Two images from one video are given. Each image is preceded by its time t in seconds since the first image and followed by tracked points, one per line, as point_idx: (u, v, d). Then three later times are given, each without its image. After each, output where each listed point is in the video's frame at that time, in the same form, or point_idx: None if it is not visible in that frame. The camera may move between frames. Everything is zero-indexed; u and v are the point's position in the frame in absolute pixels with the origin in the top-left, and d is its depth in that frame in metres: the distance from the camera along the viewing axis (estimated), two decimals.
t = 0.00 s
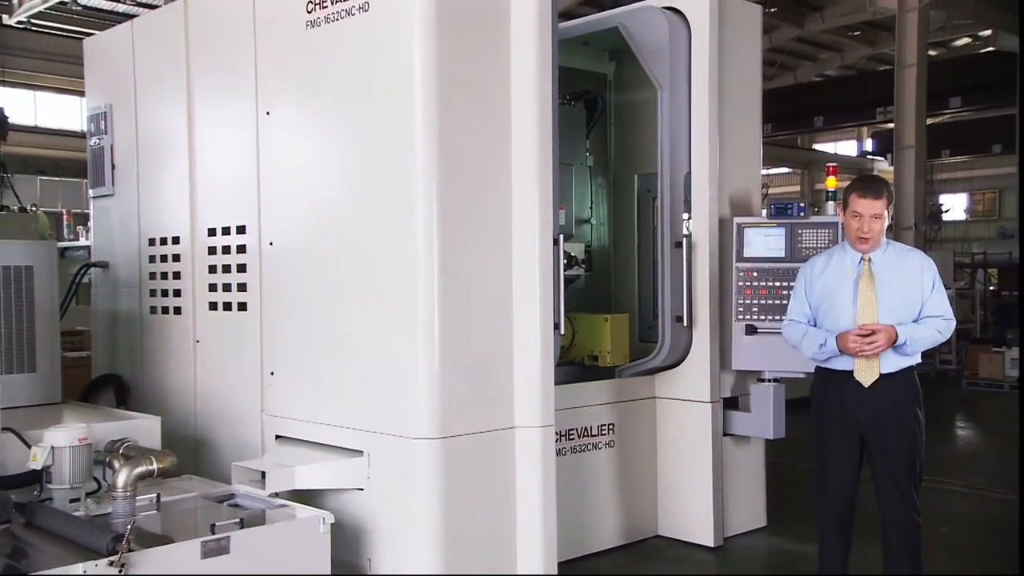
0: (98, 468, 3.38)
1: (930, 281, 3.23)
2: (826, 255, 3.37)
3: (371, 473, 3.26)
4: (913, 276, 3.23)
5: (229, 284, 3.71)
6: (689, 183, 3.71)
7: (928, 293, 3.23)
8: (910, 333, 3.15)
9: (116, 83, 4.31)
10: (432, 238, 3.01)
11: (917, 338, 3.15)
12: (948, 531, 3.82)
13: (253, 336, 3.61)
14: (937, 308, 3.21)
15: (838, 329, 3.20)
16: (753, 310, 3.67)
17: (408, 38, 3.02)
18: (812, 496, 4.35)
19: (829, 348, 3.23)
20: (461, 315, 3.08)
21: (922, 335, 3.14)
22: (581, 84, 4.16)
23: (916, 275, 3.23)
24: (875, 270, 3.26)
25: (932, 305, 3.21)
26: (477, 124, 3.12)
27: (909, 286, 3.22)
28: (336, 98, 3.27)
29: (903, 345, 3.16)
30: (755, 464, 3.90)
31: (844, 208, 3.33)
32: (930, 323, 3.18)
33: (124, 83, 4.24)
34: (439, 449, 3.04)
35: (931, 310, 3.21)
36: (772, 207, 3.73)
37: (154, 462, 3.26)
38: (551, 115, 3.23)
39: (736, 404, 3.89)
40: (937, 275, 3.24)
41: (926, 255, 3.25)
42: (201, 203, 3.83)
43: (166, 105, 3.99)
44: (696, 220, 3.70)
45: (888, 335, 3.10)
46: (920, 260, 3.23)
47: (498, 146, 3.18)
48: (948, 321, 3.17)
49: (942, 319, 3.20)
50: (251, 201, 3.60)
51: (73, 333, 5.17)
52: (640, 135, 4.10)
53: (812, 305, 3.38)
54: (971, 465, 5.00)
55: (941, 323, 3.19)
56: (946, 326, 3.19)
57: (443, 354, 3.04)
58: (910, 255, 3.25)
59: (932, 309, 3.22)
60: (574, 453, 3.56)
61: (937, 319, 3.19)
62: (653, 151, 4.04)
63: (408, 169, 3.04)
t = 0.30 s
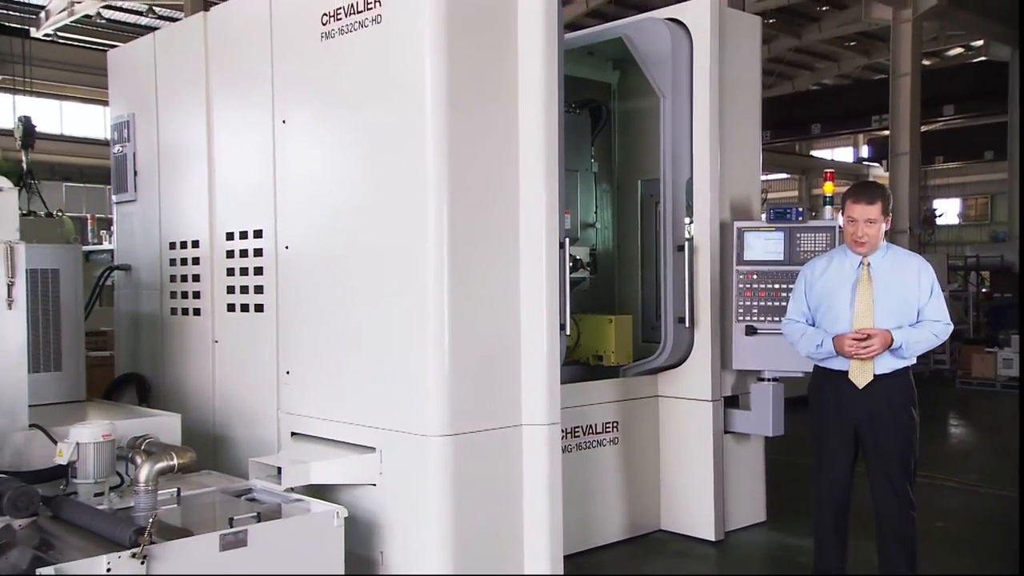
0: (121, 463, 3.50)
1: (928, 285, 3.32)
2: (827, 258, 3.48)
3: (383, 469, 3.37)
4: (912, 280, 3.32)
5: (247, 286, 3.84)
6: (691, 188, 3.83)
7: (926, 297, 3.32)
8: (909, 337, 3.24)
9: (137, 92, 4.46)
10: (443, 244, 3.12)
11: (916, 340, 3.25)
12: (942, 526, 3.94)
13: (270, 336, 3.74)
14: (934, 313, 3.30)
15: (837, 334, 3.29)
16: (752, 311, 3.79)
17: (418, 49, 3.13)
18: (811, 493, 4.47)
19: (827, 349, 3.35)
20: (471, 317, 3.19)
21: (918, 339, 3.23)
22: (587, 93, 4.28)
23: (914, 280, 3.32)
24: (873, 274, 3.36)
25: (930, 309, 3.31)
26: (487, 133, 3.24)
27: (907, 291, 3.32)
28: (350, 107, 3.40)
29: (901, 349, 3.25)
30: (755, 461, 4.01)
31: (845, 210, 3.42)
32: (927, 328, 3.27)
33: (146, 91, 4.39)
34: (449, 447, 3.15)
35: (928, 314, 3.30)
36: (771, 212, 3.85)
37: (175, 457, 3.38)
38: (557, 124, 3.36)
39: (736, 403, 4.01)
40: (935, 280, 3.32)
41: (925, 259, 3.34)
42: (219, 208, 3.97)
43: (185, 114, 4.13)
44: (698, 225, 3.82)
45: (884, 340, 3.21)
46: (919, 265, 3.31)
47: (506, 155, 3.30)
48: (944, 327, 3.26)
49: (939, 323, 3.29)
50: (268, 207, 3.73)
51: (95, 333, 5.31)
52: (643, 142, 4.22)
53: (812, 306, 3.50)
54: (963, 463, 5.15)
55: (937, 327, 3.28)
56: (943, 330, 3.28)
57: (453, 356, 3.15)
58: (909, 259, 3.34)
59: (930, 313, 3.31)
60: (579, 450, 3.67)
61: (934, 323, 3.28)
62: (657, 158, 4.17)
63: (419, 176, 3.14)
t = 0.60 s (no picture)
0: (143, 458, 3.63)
1: (922, 288, 3.42)
2: (824, 262, 3.59)
3: (394, 464, 3.49)
4: (907, 283, 3.42)
5: (263, 288, 3.97)
6: (692, 193, 3.95)
7: (920, 300, 3.42)
8: (903, 338, 3.33)
9: (158, 100, 4.61)
10: (452, 247, 3.24)
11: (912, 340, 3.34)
12: (936, 520, 4.07)
13: (286, 336, 3.87)
14: (928, 315, 3.40)
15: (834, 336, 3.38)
16: (752, 312, 3.91)
17: (427, 59, 3.25)
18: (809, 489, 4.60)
19: (824, 350, 3.45)
20: (480, 317, 3.32)
21: (913, 340, 3.32)
22: (591, 101, 4.42)
23: (909, 283, 3.42)
24: (869, 278, 3.46)
25: (924, 311, 3.41)
26: (495, 141, 3.36)
27: (902, 294, 3.42)
28: (362, 116, 3.53)
29: (896, 350, 3.34)
30: (754, 457, 4.14)
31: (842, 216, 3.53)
32: (920, 330, 3.37)
33: (166, 100, 4.54)
34: (458, 443, 3.26)
35: (922, 317, 3.40)
36: (770, 216, 3.94)
37: (194, 452, 3.51)
38: (563, 131, 3.49)
39: (736, 400, 4.14)
40: (929, 283, 3.42)
41: (919, 263, 3.44)
42: (237, 212, 4.11)
43: (204, 121, 4.27)
44: (699, 228, 3.94)
45: (879, 342, 3.30)
46: (914, 268, 3.41)
47: (513, 161, 3.43)
48: (937, 329, 3.36)
49: (932, 325, 3.39)
50: (284, 211, 3.86)
51: (117, 334, 5.48)
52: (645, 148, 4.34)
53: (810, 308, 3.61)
54: (957, 459, 5.30)
55: (931, 329, 3.38)
56: (936, 332, 3.38)
57: (462, 355, 3.26)
58: (904, 263, 3.44)
59: (923, 315, 3.41)
60: (584, 446, 3.79)
61: (928, 325, 3.38)
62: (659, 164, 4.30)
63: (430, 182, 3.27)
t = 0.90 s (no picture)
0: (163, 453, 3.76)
1: (916, 288, 3.52)
2: (821, 263, 3.69)
3: (404, 460, 3.59)
4: (901, 283, 3.52)
5: (279, 288, 4.10)
6: (694, 196, 4.07)
7: (915, 299, 3.52)
8: (900, 335, 3.42)
9: (176, 106, 4.74)
10: (460, 249, 3.35)
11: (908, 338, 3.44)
12: (931, 513, 4.19)
13: (301, 334, 4.00)
14: (923, 314, 3.50)
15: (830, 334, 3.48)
16: (751, 312, 4.02)
17: (437, 68, 3.36)
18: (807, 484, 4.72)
19: (822, 347, 3.55)
20: (488, 317, 3.43)
21: (909, 338, 3.42)
22: (596, 106, 4.54)
23: (904, 283, 3.52)
24: (865, 278, 3.56)
25: (919, 310, 3.51)
26: (502, 146, 3.48)
27: (897, 294, 3.52)
28: (374, 121, 3.64)
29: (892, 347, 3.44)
30: (753, 453, 4.26)
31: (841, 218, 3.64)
32: (916, 327, 3.47)
33: (183, 106, 4.68)
34: (467, 438, 3.38)
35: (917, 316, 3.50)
36: (769, 218, 4.09)
37: (211, 447, 3.63)
38: (568, 137, 3.61)
39: (736, 398, 4.26)
40: (923, 283, 3.53)
41: (913, 264, 3.54)
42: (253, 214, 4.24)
43: (221, 127, 4.41)
44: (701, 230, 4.05)
45: (876, 339, 3.40)
46: (908, 269, 3.52)
47: (520, 166, 3.55)
48: (932, 326, 3.46)
49: (927, 323, 3.48)
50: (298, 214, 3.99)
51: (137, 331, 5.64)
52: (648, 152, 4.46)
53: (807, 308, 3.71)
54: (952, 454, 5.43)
55: (926, 327, 3.47)
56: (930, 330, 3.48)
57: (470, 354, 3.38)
58: (899, 264, 3.54)
59: (918, 313, 3.51)
60: (589, 442, 3.90)
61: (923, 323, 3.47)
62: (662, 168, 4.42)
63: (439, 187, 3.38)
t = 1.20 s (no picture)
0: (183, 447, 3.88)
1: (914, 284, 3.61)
2: (820, 264, 3.79)
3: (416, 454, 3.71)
4: (899, 278, 3.61)
5: (295, 288, 4.22)
6: (698, 198, 4.18)
7: (913, 294, 3.60)
8: (902, 322, 3.48)
9: (195, 112, 4.88)
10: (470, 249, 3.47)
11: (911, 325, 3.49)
12: (930, 507, 4.29)
13: (317, 333, 4.12)
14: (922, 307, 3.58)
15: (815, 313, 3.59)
16: (754, 311, 4.14)
17: (448, 76, 3.48)
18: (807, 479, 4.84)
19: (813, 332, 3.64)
20: (497, 316, 3.55)
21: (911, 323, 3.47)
22: (603, 111, 4.66)
23: (901, 278, 3.61)
24: (864, 274, 3.65)
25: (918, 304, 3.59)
26: (512, 151, 3.60)
27: (896, 288, 3.60)
28: (388, 126, 3.77)
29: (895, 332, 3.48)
30: (755, 449, 4.37)
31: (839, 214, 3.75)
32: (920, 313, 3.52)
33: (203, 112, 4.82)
34: (477, 433, 3.49)
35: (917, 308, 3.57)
36: (771, 220, 4.21)
37: (229, 442, 3.75)
38: (575, 142, 3.72)
39: (739, 395, 4.39)
40: (920, 280, 3.62)
41: (909, 263, 3.65)
42: (270, 216, 4.37)
43: (239, 132, 4.54)
44: (705, 232, 4.17)
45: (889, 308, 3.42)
46: (905, 266, 3.62)
47: (529, 171, 3.67)
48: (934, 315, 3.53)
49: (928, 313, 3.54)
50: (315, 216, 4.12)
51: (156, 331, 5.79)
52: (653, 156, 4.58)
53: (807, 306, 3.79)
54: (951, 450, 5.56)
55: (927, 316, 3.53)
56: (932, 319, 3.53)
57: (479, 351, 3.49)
58: (895, 262, 3.65)
59: (920, 305, 3.59)
60: (595, 438, 4.01)
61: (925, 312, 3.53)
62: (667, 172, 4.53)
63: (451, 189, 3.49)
